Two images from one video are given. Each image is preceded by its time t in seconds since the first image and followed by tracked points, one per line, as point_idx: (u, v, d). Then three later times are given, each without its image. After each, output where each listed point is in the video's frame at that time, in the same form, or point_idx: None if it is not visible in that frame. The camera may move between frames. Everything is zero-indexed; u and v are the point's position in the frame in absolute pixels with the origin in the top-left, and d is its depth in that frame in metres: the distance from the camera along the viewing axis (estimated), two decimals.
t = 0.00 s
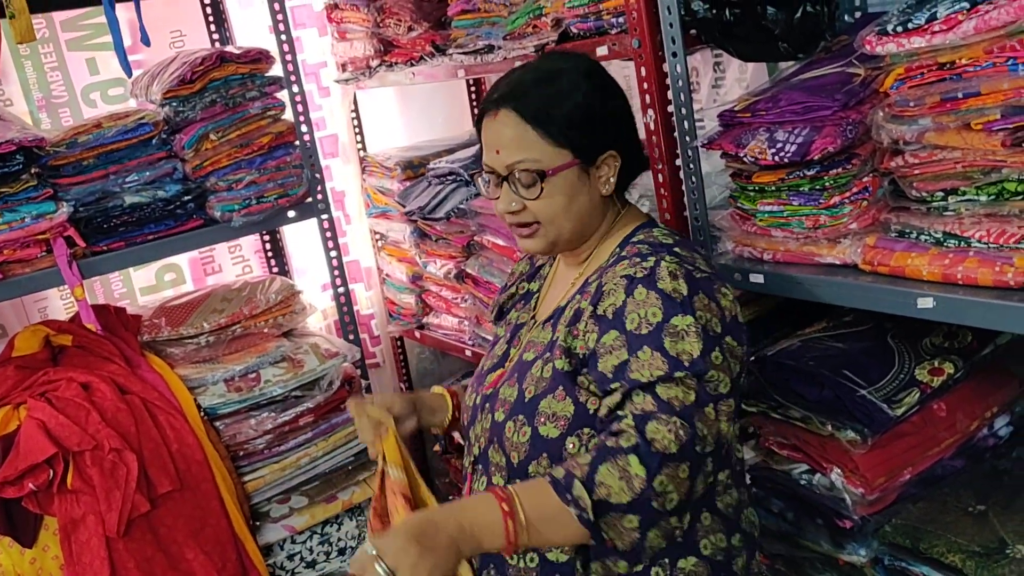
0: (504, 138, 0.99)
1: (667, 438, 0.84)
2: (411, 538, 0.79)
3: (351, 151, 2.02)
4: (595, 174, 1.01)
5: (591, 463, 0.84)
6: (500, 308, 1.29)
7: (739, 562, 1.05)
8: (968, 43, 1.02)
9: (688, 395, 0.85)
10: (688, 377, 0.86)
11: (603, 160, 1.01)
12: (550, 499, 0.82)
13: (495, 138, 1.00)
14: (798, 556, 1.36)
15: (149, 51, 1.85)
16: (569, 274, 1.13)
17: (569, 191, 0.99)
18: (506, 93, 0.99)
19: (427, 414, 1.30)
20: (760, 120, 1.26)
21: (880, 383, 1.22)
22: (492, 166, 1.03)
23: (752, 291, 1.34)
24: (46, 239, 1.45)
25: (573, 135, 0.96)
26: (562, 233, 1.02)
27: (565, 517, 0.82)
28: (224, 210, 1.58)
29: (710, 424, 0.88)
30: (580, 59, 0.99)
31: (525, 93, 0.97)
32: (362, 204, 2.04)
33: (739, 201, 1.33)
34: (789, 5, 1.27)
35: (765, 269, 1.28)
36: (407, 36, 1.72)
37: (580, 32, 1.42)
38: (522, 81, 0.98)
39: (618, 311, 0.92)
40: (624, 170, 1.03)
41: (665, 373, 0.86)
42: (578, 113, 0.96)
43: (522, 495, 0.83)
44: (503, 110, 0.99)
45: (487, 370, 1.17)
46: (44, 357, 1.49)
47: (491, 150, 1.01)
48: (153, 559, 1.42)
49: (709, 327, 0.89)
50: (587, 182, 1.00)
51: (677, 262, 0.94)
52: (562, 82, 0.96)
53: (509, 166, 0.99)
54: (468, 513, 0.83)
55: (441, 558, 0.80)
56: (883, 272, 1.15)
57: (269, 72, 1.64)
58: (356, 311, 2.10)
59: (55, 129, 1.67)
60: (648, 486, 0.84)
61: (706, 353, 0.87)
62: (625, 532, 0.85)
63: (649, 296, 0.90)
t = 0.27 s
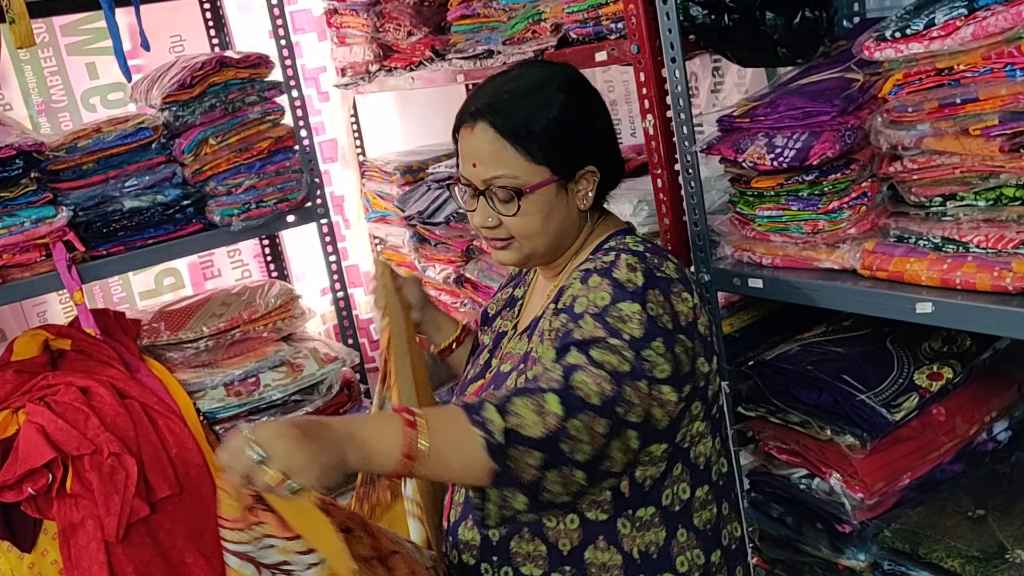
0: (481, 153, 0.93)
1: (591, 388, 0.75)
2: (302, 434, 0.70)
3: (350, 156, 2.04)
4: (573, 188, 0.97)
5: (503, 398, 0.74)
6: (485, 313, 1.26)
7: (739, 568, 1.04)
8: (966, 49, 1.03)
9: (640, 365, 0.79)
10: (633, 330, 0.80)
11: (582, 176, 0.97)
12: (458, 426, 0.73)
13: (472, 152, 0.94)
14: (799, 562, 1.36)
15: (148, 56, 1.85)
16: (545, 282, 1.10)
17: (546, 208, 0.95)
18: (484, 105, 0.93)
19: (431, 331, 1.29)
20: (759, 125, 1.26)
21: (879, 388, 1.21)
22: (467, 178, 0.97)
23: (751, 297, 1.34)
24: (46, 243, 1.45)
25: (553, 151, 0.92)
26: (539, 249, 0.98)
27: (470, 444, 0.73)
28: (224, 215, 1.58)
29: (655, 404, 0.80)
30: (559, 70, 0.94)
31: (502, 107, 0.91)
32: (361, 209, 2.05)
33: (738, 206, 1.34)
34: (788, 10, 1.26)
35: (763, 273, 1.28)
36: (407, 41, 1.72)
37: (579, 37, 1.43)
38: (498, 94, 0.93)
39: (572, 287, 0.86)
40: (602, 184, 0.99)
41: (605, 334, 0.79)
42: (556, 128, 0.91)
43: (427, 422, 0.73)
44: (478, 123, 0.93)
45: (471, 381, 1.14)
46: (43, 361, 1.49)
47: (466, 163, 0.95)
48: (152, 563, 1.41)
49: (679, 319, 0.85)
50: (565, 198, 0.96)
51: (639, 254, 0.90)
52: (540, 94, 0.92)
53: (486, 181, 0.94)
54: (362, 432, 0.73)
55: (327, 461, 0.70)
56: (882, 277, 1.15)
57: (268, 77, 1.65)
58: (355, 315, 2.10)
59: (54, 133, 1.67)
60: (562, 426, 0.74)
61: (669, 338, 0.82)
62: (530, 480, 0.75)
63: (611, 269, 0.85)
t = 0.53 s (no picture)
0: (455, 159, 0.84)
1: (461, 372, 0.65)
2: (125, 435, 0.56)
3: (352, 156, 2.03)
4: (551, 204, 0.88)
5: (361, 377, 0.64)
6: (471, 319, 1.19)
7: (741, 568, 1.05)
8: (969, 51, 1.03)
9: (550, 374, 0.69)
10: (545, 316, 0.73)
11: (562, 191, 0.88)
12: (317, 420, 0.60)
13: (445, 157, 0.85)
14: (801, 563, 1.36)
15: (151, 55, 1.85)
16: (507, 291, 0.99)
17: (520, 225, 0.86)
18: (464, 104, 0.85)
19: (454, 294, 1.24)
20: (762, 126, 1.26)
21: (881, 390, 1.21)
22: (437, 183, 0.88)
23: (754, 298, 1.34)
24: (48, 242, 1.45)
25: (534, 163, 0.84)
26: (509, 266, 0.89)
27: (327, 434, 0.60)
28: (226, 214, 1.58)
29: (555, 422, 0.69)
30: (544, 77, 0.86)
31: (482, 111, 0.83)
32: (364, 208, 2.04)
33: (740, 207, 1.34)
34: (791, 13, 1.28)
35: (766, 274, 1.28)
36: (410, 41, 1.72)
37: (582, 37, 1.43)
38: (479, 95, 0.84)
39: (514, 296, 0.80)
40: (582, 202, 0.91)
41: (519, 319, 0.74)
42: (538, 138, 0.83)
43: (280, 417, 0.60)
44: (457, 123, 0.84)
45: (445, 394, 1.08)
46: (44, 359, 1.48)
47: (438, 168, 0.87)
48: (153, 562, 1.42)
49: (615, 346, 0.76)
50: (541, 215, 0.87)
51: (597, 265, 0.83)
52: (524, 101, 0.83)
53: (456, 188, 0.85)
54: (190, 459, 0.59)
55: (159, 459, 0.57)
56: (884, 278, 1.15)
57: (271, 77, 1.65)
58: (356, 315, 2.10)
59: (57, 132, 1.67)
60: (425, 411, 0.63)
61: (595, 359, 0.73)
62: (393, 478, 0.63)
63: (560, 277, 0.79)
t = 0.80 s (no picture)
0: (389, 173, 0.82)
1: (326, 422, 0.61)
2: None
3: (354, 152, 2.04)
4: (496, 221, 0.84)
5: (209, 431, 0.59)
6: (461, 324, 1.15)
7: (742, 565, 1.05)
8: (975, 51, 1.03)
9: (439, 422, 0.65)
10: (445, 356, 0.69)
11: (509, 208, 0.84)
12: (145, 483, 0.56)
13: (381, 171, 0.83)
14: (802, 563, 1.36)
15: (154, 51, 1.85)
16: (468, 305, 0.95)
17: (459, 244, 0.84)
18: (400, 114, 0.82)
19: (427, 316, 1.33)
20: (766, 125, 1.26)
21: (883, 390, 1.21)
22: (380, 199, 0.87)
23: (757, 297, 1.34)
24: (50, 236, 1.45)
25: (469, 177, 0.80)
26: (455, 286, 0.87)
27: (163, 498, 0.56)
28: (229, 210, 1.57)
29: (438, 475, 0.66)
30: (487, 85, 0.82)
31: (417, 118, 0.80)
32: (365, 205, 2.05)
33: (744, 206, 1.34)
34: (795, 11, 1.26)
35: (769, 274, 1.28)
36: (413, 38, 1.72)
37: (586, 35, 1.43)
38: (416, 103, 0.81)
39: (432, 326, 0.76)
40: (535, 218, 0.87)
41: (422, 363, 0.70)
42: (474, 149, 0.79)
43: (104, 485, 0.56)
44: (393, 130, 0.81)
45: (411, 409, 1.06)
46: (45, 354, 1.48)
47: (379, 185, 0.85)
48: (154, 559, 1.41)
49: (532, 389, 0.72)
50: (482, 233, 0.84)
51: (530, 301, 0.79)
52: (461, 109, 0.80)
53: (393, 207, 0.83)
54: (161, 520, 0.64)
55: None
56: (888, 278, 1.15)
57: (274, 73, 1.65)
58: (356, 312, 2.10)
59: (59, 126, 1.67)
60: (277, 467, 0.59)
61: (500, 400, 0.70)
62: (234, 546, 0.58)
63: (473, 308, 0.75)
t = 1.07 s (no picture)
0: (332, 195, 0.82)
1: (235, 470, 0.60)
2: None
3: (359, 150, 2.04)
4: (448, 235, 0.83)
5: (112, 489, 0.57)
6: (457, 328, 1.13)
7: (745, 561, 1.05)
8: (983, 50, 1.03)
9: (362, 462, 0.64)
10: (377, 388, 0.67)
11: (462, 220, 0.83)
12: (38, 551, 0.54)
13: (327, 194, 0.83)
14: (806, 563, 1.36)
15: (159, 47, 1.84)
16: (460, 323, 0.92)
17: (410, 263, 0.83)
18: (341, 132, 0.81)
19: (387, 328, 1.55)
20: (773, 124, 1.26)
21: (889, 389, 1.21)
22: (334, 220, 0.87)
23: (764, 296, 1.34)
24: (55, 232, 1.45)
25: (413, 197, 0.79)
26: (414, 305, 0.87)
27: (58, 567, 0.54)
28: (233, 207, 1.57)
29: (361, 518, 0.65)
30: (425, 93, 0.80)
31: (356, 141, 0.79)
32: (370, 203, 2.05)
33: (750, 205, 1.33)
34: (802, 11, 1.27)
35: (775, 273, 1.28)
36: (418, 36, 1.71)
37: (593, 33, 1.43)
38: (354, 119, 0.80)
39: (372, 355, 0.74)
40: (492, 226, 0.85)
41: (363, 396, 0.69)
42: (415, 170, 0.78)
43: None
44: (333, 153, 0.81)
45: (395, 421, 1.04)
46: (50, 351, 1.48)
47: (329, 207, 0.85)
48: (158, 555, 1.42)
49: (473, 424, 0.71)
50: (434, 249, 0.83)
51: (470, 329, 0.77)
52: (399, 127, 0.78)
53: (342, 229, 0.83)
54: None
55: None
56: (894, 277, 1.15)
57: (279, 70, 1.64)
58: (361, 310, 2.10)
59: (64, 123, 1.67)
60: (180, 526, 0.57)
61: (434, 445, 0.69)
62: None
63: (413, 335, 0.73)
